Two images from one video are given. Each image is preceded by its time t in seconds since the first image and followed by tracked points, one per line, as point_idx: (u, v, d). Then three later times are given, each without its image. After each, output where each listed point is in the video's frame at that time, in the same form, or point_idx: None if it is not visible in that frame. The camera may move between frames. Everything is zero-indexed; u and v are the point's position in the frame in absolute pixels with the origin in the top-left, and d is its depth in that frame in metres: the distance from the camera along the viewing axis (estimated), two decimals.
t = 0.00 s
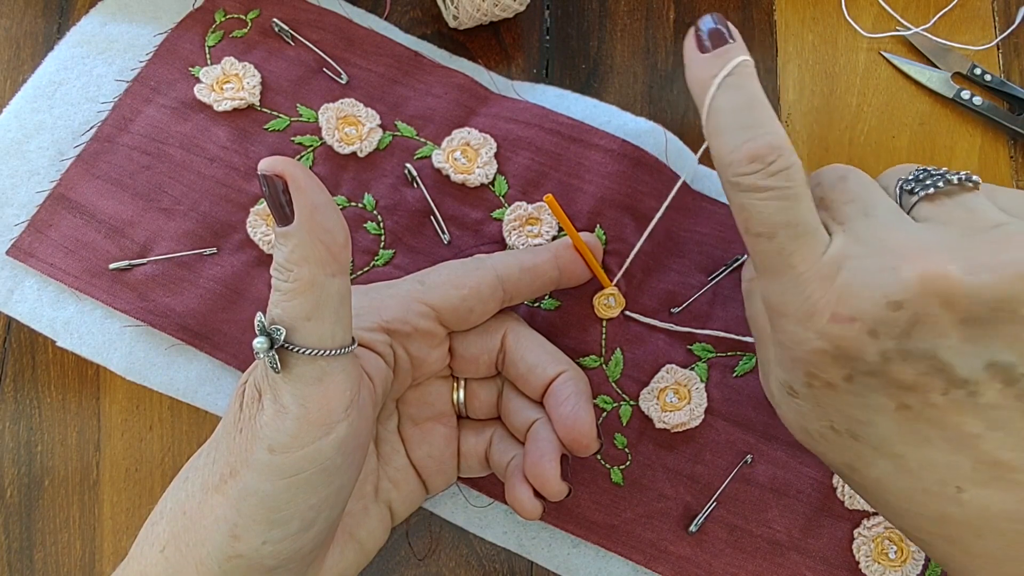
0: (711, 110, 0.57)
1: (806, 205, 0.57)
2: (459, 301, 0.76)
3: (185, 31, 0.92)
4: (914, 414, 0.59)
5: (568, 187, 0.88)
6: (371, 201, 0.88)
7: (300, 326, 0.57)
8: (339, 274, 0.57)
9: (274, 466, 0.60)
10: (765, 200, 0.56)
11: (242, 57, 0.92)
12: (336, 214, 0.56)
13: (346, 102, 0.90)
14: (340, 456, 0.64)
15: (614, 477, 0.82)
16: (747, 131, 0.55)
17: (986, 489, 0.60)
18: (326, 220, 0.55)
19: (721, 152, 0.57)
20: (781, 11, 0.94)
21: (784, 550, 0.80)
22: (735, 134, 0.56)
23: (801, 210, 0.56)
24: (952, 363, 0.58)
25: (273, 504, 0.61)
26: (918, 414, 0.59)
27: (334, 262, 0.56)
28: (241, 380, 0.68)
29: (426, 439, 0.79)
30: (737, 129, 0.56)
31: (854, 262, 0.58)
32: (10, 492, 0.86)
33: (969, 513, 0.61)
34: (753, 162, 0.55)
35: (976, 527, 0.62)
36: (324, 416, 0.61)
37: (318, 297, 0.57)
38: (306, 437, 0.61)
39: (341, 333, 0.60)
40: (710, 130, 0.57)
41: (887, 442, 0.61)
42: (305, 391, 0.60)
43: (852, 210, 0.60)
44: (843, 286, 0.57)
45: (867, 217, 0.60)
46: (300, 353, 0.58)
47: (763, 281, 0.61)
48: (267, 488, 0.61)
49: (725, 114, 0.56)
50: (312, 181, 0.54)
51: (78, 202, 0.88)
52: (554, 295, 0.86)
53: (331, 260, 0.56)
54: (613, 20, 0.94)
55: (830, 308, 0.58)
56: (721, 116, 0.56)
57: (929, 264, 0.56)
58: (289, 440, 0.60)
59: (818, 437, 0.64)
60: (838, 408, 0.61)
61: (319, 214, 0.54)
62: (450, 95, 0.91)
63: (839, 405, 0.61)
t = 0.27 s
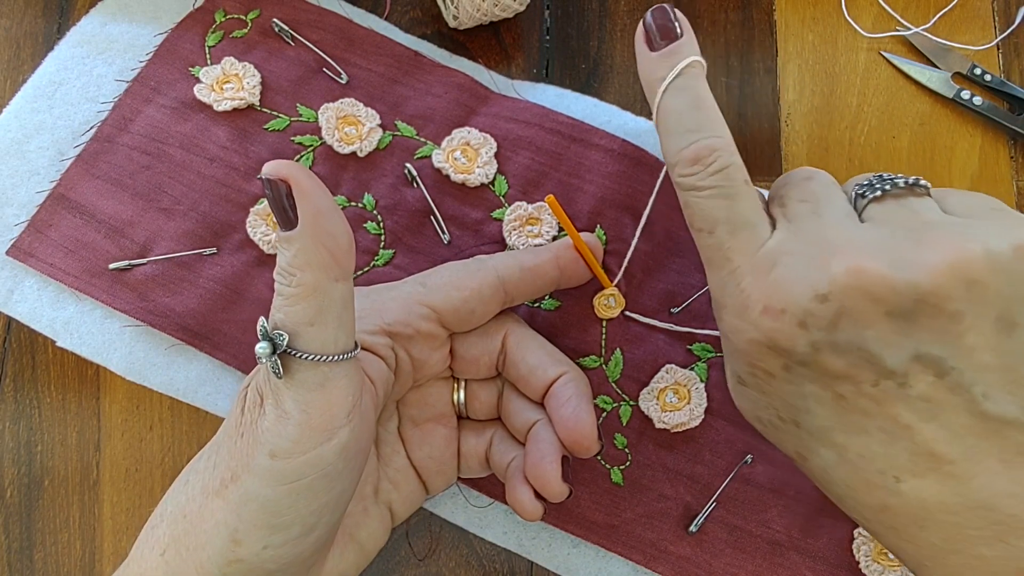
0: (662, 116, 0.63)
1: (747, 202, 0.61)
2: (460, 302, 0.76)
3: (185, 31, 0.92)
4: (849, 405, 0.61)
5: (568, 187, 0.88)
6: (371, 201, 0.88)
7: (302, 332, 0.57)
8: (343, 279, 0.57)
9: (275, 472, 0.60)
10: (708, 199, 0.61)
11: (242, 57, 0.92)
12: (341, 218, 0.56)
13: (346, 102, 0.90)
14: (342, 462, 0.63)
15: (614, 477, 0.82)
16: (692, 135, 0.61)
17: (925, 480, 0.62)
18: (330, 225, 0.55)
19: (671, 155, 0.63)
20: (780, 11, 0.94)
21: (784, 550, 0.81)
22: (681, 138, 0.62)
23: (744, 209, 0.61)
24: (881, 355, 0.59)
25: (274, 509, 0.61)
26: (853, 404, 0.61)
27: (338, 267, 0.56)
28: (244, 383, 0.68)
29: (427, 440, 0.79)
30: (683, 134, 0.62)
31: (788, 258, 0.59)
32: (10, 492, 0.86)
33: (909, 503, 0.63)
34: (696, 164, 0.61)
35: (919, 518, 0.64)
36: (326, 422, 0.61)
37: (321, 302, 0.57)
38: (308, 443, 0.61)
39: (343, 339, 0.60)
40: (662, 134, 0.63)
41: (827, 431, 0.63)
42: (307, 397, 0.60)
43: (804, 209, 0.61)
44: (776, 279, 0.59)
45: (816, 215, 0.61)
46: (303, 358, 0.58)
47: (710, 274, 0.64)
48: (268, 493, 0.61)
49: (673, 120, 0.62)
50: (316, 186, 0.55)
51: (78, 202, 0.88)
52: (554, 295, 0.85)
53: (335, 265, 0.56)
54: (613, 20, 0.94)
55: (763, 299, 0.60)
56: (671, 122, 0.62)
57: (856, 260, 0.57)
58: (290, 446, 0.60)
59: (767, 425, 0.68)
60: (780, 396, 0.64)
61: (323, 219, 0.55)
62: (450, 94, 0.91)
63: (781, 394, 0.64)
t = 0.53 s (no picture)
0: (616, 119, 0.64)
1: (699, 199, 0.62)
2: (463, 304, 0.76)
3: (185, 31, 0.92)
4: (798, 391, 0.61)
5: (568, 187, 0.88)
6: (371, 201, 0.88)
7: (307, 339, 0.57)
8: (348, 285, 0.56)
9: (279, 480, 0.61)
10: (658, 200, 0.63)
11: (242, 57, 0.91)
12: (347, 224, 0.53)
13: (346, 102, 0.90)
14: (344, 469, 0.64)
15: (614, 477, 0.82)
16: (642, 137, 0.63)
17: (876, 466, 0.61)
18: (336, 231, 0.53)
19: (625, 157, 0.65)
20: (780, 12, 0.94)
21: (784, 550, 0.81)
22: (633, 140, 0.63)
23: (694, 206, 0.62)
24: (825, 342, 0.58)
25: (278, 517, 0.61)
26: (801, 390, 0.61)
27: (344, 274, 0.55)
28: (248, 389, 0.68)
29: (427, 442, 0.79)
30: (636, 136, 0.63)
31: (731, 251, 0.60)
32: (10, 492, 0.86)
33: (865, 490, 0.62)
34: (646, 165, 0.63)
35: (876, 505, 0.62)
36: (330, 430, 0.61)
37: (325, 310, 0.56)
38: (312, 452, 0.61)
39: (348, 346, 0.59)
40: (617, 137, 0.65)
41: (782, 419, 0.62)
42: (312, 406, 0.60)
43: (752, 204, 0.63)
44: (721, 271, 0.60)
45: (763, 209, 0.62)
46: (307, 366, 0.58)
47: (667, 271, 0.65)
48: (272, 501, 0.61)
49: (625, 123, 0.64)
50: (322, 190, 0.51)
51: (78, 202, 0.88)
52: (554, 295, 0.86)
53: (341, 273, 0.54)
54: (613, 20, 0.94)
55: (709, 292, 0.61)
56: (624, 125, 0.64)
57: (795, 247, 0.58)
58: (295, 454, 0.60)
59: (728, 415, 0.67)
60: (734, 385, 0.64)
61: (330, 226, 0.52)
62: (451, 94, 0.91)
63: (735, 383, 0.64)
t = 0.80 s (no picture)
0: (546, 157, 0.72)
1: (629, 212, 0.67)
2: (463, 305, 0.76)
3: (185, 31, 0.92)
4: (747, 388, 0.61)
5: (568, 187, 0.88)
6: (371, 201, 0.88)
7: (307, 341, 0.57)
8: (349, 288, 0.56)
9: (278, 481, 0.61)
10: (591, 219, 0.68)
11: (242, 57, 0.91)
12: (348, 226, 0.53)
13: (346, 102, 0.90)
14: (343, 470, 0.64)
15: (614, 477, 0.82)
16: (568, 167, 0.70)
17: (831, 459, 0.59)
18: (337, 233, 0.53)
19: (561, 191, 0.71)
20: (781, 12, 0.94)
21: (783, 550, 0.81)
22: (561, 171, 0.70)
23: (625, 217, 0.66)
24: (767, 336, 0.59)
25: (278, 518, 0.62)
26: (750, 386, 0.61)
27: (344, 277, 0.55)
28: (248, 390, 0.68)
29: (427, 442, 0.78)
30: (561, 166, 0.70)
31: (669, 256, 0.63)
32: (9, 492, 0.86)
33: (822, 483, 0.60)
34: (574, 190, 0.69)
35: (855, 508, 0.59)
36: (330, 433, 0.61)
37: (326, 312, 0.56)
38: (311, 453, 0.61)
39: (348, 348, 0.59)
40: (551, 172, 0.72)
41: (739, 417, 0.63)
42: (312, 409, 0.60)
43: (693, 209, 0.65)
44: (662, 276, 0.62)
45: (702, 213, 0.64)
46: (307, 368, 0.58)
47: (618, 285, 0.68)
48: (271, 502, 0.61)
49: (553, 158, 0.71)
50: (323, 192, 0.51)
51: (78, 202, 0.88)
52: (554, 295, 0.85)
53: (341, 275, 0.54)
54: (613, 20, 0.94)
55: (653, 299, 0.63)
56: (551, 159, 0.71)
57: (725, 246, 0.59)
58: (294, 456, 0.60)
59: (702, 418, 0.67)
60: (693, 387, 0.65)
61: (330, 228, 0.52)
62: (451, 94, 0.91)
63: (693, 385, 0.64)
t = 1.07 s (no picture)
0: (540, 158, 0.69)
1: (630, 213, 0.64)
2: (464, 305, 0.76)
3: (185, 30, 0.92)
4: (765, 380, 0.61)
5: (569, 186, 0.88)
6: (371, 200, 0.88)
7: (310, 341, 0.57)
8: (353, 289, 0.56)
9: (279, 481, 0.61)
10: (591, 221, 0.65)
11: (242, 56, 0.91)
12: (353, 227, 0.53)
13: (346, 101, 0.90)
14: (344, 470, 0.64)
15: (614, 477, 0.82)
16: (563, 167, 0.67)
17: (856, 449, 0.60)
18: (342, 234, 0.53)
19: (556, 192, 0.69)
20: (781, 12, 0.94)
21: (784, 550, 0.81)
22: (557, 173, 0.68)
23: (626, 218, 0.64)
24: (781, 325, 0.59)
25: (278, 517, 0.62)
26: (768, 379, 0.61)
27: (348, 277, 0.55)
28: (251, 389, 0.68)
29: (427, 441, 0.78)
30: (557, 168, 0.67)
31: (674, 253, 0.61)
32: (9, 492, 0.86)
33: (848, 474, 0.60)
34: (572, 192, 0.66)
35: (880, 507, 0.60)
36: (331, 433, 0.61)
37: (329, 312, 0.56)
38: (312, 453, 0.61)
39: (352, 348, 0.59)
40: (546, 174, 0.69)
41: (756, 412, 0.63)
42: (314, 408, 0.60)
43: (689, 206, 0.63)
44: (667, 273, 0.61)
45: (701, 208, 0.63)
46: (309, 368, 0.58)
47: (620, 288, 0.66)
48: (271, 501, 0.61)
49: (547, 158, 0.68)
50: (329, 193, 0.51)
51: (78, 202, 0.88)
52: (554, 296, 0.85)
53: (345, 276, 0.54)
54: (614, 20, 0.94)
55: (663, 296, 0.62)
56: (545, 161, 0.69)
57: (735, 239, 0.59)
58: (295, 456, 0.60)
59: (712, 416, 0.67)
60: (708, 384, 0.65)
61: (335, 228, 0.52)
62: (451, 93, 0.91)
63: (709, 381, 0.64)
